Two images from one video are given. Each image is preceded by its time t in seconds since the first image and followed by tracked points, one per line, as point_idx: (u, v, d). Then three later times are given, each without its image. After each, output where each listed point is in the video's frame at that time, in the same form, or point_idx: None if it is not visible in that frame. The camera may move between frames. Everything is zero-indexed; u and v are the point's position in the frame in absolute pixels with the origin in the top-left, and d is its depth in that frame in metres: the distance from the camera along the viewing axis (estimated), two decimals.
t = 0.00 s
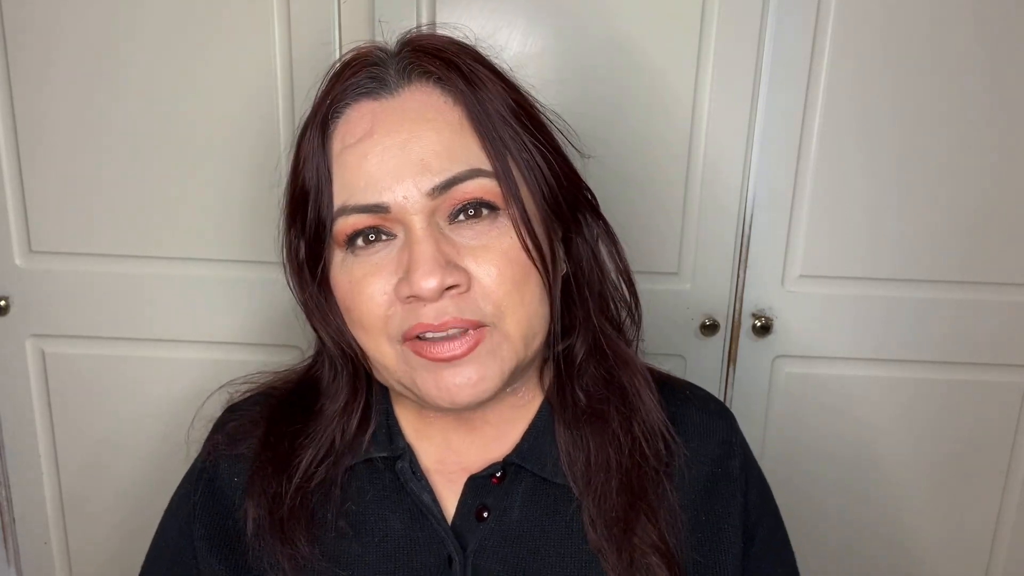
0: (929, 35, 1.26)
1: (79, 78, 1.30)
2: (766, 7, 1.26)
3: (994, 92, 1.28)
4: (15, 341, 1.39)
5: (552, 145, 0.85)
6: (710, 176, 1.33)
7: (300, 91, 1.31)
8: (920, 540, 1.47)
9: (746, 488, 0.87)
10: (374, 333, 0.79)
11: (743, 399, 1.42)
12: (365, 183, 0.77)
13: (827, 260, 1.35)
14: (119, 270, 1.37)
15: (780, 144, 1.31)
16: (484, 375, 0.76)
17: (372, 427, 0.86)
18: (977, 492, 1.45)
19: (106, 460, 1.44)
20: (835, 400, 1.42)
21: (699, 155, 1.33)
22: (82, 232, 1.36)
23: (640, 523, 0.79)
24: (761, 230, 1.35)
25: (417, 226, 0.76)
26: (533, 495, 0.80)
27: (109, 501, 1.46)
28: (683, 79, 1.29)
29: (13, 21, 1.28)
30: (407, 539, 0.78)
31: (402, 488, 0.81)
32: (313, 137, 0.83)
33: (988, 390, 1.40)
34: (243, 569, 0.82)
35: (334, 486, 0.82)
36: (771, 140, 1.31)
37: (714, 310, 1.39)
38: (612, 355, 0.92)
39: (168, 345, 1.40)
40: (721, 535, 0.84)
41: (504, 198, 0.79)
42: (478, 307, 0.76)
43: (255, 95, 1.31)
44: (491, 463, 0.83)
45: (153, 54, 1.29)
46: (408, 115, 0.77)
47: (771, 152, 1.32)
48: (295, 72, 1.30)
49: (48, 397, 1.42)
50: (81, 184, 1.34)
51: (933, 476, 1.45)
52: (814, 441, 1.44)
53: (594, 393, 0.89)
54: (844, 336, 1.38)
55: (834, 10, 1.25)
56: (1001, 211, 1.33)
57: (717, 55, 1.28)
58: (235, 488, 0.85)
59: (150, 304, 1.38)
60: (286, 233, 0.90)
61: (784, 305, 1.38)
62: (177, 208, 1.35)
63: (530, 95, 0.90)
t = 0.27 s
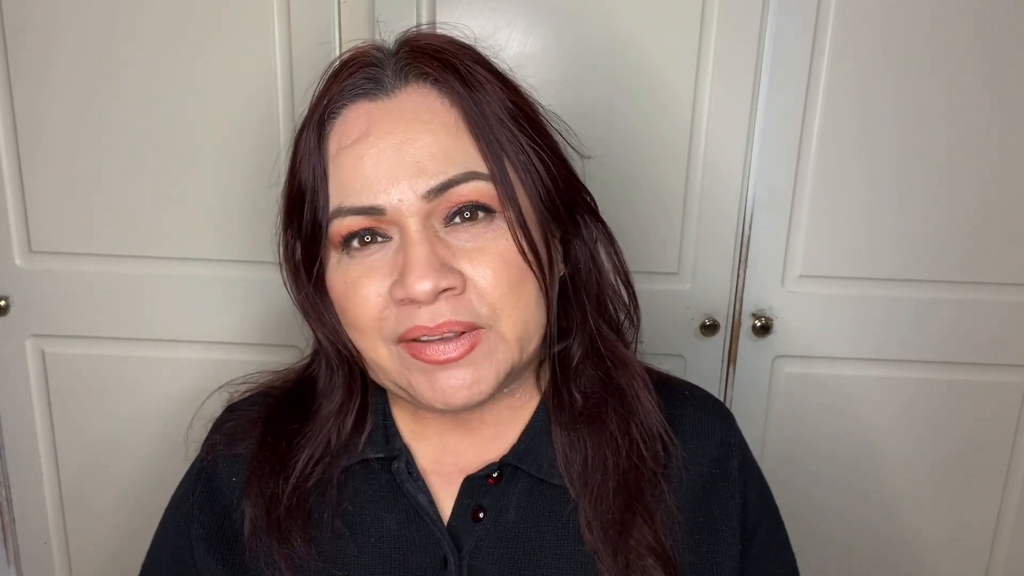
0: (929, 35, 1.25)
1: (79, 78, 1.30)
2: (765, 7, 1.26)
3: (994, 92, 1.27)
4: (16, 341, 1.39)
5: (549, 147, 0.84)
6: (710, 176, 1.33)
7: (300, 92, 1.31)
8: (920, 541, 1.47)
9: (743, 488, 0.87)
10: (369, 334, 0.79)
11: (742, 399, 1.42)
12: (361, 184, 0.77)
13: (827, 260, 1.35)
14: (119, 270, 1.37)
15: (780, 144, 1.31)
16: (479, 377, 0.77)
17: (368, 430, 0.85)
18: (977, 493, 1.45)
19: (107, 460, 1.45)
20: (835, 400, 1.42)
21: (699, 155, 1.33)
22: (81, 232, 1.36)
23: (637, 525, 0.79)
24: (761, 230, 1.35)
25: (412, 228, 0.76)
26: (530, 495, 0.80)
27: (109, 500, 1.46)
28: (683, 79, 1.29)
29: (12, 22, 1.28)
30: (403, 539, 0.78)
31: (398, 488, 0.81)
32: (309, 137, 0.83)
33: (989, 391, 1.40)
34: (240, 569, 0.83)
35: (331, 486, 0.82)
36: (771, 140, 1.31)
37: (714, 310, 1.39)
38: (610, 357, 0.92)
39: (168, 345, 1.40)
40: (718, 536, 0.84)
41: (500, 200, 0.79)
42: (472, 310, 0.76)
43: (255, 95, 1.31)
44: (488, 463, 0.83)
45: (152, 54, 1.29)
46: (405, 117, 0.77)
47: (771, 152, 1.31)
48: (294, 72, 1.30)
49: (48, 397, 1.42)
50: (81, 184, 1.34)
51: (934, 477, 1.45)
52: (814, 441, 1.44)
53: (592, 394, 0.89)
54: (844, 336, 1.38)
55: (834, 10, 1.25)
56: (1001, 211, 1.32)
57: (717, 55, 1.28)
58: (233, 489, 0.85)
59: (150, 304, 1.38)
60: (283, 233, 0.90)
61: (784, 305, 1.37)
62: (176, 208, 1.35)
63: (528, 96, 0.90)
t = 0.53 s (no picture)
0: (929, 35, 1.25)
1: (79, 78, 1.30)
2: (765, 7, 1.26)
3: (994, 92, 1.27)
4: (16, 342, 1.39)
5: (558, 149, 0.85)
6: (710, 176, 1.33)
7: (300, 92, 1.31)
8: (920, 540, 1.47)
9: (741, 488, 0.87)
10: (368, 327, 0.79)
11: (743, 399, 1.42)
12: (367, 176, 0.77)
13: (827, 260, 1.35)
14: (119, 270, 1.37)
15: (780, 144, 1.31)
16: (473, 378, 0.77)
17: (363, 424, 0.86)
18: (977, 492, 1.45)
19: (107, 460, 1.45)
20: (835, 400, 1.42)
21: (699, 155, 1.33)
22: (81, 232, 1.36)
23: (634, 526, 0.79)
24: (761, 230, 1.35)
25: (416, 223, 0.76)
26: (527, 493, 0.80)
27: (110, 500, 1.46)
28: (683, 79, 1.29)
29: (12, 22, 1.28)
30: (400, 537, 0.78)
31: (394, 486, 0.81)
32: (320, 126, 0.83)
33: (989, 391, 1.40)
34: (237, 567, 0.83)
35: (326, 484, 0.82)
36: (771, 140, 1.31)
37: (714, 310, 1.39)
38: (610, 360, 0.92)
39: (168, 345, 1.40)
40: (715, 536, 0.84)
41: (505, 201, 0.78)
42: (471, 309, 0.76)
43: (255, 95, 1.30)
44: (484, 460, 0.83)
45: (152, 54, 1.29)
46: (414, 111, 0.77)
47: (771, 152, 1.31)
48: (294, 72, 1.30)
49: (48, 397, 1.42)
50: (81, 184, 1.34)
51: (934, 476, 1.45)
52: (814, 441, 1.44)
53: (591, 395, 0.89)
54: (844, 336, 1.38)
55: (834, 9, 1.25)
56: (1001, 211, 1.32)
57: (717, 55, 1.27)
58: (229, 489, 0.85)
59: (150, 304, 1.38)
60: (287, 221, 0.90)
61: (784, 305, 1.37)
62: (177, 208, 1.35)
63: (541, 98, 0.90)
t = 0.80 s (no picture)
0: (929, 35, 1.25)
1: (79, 78, 1.30)
2: (765, 7, 1.26)
3: (994, 92, 1.27)
4: (15, 342, 1.39)
5: (583, 150, 0.86)
6: (710, 175, 1.33)
7: (300, 91, 1.31)
8: (920, 540, 1.47)
9: (733, 494, 0.88)
10: (377, 303, 0.79)
11: (743, 399, 1.42)
12: (394, 151, 0.78)
13: (827, 260, 1.35)
14: (118, 270, 1.37)
15: (780, 144, 1.31)
16: (477, 366, 0.76)
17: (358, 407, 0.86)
18: (977, 492, 1.45)
19: (107, 460, 1.45)
20: (835, 400, 1.42)
21: (699, 155, 1.32)
22: (81, 232, 1.36)
23: (631, 531, 0.79)
24: (761, 230, 1.35)
25: (438, 203, 0.77)
26: (523, 489, 0.80)
27: (109, 500, 1.46)
28: (683, 79, 1.29)
29: (13, 22, 1.29)
30: (393, 531, 0.78)
31: (388, 479, 0.80)
32: (351, 97, 0.83)
33: (989, 390, 1.39)
34: (228, 557, 0.82)
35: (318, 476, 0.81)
36: (771, 140, 1.31)
37: (714, 310, 1.39)
38: (615, 364, 0.92)
39: (167, 344, 1.40)
40: (709, 542, 0.84)
41: (528, 190, 0.79)
42: (484, 296, 0.76)
43: (255, 95, 1.31)
44: (480, 455, 0.83)
45: (153, 54, 1.29)
46: (449, 92, 0.78)
47: (771, 152, 1.31)
48: (294, 72, 1.30)
49: (48, 397, 1.42)
50: (81, 183, 1.34)
51: (934, 476, 1.44)
52: (814, 441, 1.44)
53: (594, 397, 0.88)
54: (843, 335, 1.38)
55: (834, 9, 1.25)
56: (1001, 210, 1.32)
57: (717, 55, 1.27)
58: (221, 477, 0.84)
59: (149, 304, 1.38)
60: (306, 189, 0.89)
61: (784, 305, 1.37)
62: (177, 208, 1.35)
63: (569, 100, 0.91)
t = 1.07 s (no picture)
0: (929, 34, 1.25)
1: (79, 77, 1.30)
2: (765, 7, 1.26)
3: (994, 92, 1.27)
4: (15, 342, 1.39)
5: (597, 148, 0.86)
6: (710, 175, 1.33)
7: (301, 91, 1.31)
8: (919, 541, 1.47)
9: (733, 504, 0.90)
10: (380, 296, 0.78)
11: (743, 399, 1.42)
12: (405, 143, 0.78)
13: (827, 260, 1.35)
14: (119, 270, 1.37)
15: (781, 144, 1.31)
16: (479, 363, 0.76)
17: (359, 400, 0.86)
18: (977, 493, 1.45)
19: (106, 460, 1.45)
20: (835, 400, 1.42)
21: (699, 154, 1.32)
22: (81, 232, 1.36)
23: (638, 544, 0.80)
24: (761, 230, 1.35)
25: (446, 196, 0.77)
26: (528, 495, 0.80)
27: (109, 500, 1.46)
28: (683, 79, 1.29)
29: (13, 21, 1.29)
30: (391, 530, 0.78)
31: (388, 479, 0.80)
32: (362, 87, 0.83)
33: (989, 390, 1.39)
34: (218, 547, 0.81)
35: (317, 471, 0.81)
36: (771, 140, 1.31)
37: (714, 310, 1.39)
38: (625, 372, 0.92)
39: (167, 344, 1.40)
40: (710, 555, 0.85)
41: (539, 188, 0.79)
42: (489, 293, 0.76)
43: (255, 94, 1.30)
44: (482, 459, 0.83)
45: (153, 54, 1.29)
46: (463, 85, 0.78)
47: (771, 147, 1.31)
48: (295, 72, 1.30)
49: (47, 397, 1.42)
50: (81, 183, 1.34)
51: (934, 477, 1.44)
52: (814, 441, 1.44)
53: (605, 406, 0.88)
54: (843, 336, 1.38)
55: (834, 9, 1.25)
56: (1001, 211, 1.32)
57: (717, 55, 1.27)
58: (216, 466, 0.84)
59: (149, 303, 1.38)
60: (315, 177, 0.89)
61: (784, 305, 1.37)
62: (177, 207, 1.35)
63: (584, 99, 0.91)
